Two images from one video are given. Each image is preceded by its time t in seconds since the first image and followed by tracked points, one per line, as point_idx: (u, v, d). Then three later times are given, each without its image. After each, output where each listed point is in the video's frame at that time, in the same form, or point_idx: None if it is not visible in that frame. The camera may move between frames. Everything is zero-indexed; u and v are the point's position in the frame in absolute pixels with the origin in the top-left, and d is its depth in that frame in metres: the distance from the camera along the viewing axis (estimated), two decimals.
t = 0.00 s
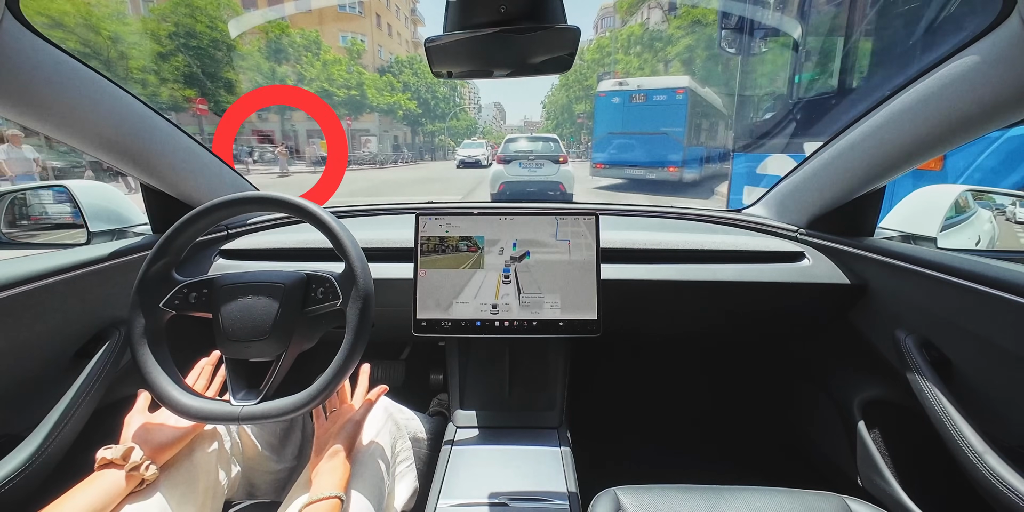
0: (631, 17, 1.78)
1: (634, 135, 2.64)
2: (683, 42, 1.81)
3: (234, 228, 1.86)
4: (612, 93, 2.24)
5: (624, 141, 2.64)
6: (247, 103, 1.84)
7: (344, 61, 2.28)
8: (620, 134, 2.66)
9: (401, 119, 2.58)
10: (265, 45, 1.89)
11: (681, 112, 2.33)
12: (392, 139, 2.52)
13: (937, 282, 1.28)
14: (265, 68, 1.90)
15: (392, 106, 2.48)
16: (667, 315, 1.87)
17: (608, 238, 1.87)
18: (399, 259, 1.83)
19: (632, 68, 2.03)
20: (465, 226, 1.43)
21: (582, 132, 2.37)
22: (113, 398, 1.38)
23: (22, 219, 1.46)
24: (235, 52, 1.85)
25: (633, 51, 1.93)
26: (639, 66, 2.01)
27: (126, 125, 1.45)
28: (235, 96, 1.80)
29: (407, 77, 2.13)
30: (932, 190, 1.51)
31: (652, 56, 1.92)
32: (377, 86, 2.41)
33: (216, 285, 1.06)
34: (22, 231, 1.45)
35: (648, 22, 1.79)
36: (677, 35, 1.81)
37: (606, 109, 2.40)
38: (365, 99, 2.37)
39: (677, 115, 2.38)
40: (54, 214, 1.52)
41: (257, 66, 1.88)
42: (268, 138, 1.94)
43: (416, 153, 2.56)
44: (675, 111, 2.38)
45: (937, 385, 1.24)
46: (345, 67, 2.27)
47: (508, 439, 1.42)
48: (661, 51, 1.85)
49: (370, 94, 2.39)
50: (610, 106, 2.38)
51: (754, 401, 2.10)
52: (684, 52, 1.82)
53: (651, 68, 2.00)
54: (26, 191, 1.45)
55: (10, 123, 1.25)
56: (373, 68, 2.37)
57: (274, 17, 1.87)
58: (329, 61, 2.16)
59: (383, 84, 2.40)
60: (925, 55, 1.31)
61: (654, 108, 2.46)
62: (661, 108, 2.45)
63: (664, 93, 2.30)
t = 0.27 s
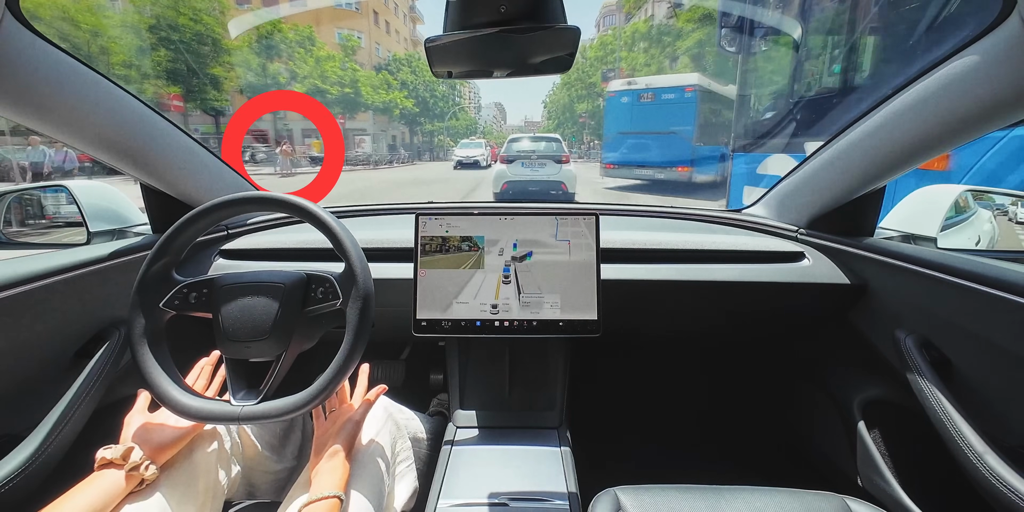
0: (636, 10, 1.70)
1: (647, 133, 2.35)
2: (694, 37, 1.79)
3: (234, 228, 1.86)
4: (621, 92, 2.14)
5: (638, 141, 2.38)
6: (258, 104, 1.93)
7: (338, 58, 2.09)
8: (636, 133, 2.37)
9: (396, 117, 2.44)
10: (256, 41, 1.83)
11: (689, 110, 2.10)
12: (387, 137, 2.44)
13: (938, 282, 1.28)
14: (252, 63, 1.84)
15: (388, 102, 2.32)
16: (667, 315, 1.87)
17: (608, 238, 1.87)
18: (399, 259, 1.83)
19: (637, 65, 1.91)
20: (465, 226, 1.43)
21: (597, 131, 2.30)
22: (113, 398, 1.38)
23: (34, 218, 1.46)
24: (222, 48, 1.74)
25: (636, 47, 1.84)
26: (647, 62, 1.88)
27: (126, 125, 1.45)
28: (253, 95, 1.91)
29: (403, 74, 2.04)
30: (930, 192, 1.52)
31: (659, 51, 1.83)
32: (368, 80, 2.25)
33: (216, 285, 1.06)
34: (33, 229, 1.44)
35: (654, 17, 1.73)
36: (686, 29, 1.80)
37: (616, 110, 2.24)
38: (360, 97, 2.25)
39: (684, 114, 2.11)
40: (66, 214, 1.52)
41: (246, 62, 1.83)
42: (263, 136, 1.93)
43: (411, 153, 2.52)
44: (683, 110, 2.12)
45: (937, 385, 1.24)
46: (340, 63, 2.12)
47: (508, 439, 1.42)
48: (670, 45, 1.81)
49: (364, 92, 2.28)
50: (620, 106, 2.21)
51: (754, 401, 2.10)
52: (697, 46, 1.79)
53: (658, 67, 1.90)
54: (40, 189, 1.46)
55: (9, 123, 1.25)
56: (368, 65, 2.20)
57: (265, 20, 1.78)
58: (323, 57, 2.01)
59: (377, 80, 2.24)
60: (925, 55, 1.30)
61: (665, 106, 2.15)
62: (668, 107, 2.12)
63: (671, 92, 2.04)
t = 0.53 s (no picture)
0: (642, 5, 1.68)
1: (666, 134, 2.12)
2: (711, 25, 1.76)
3: (234, 228, 1.86)
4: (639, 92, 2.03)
5: (657, 141, 2.17)
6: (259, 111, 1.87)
7: (331, 54, 1.95)
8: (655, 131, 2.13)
9: (394, 116, 2.35)
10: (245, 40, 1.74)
11: (706, 109, 1.97)
12: (383, 137, 2.34)
13: (937, 282, 1.28)
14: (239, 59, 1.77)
15: (385, 101, 2.22)
16: (667, 315, 1.87)
17: (608, 238, 1.87)
18: (399, 259, 1.83)
19: (646, 61, 1.89)
20: (465, 226, 1.43)
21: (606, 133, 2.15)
22: (113, 397, 1.38)
23: (45, 218, 1.46)
24: (203, 42, 1.63)
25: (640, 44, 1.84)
26: (654, 58, 1.88)
27: (126, 125, 1.45)
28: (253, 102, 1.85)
29: (400, 72, 2.02)
30: (931, 192, 1.51)
31: (669, 45, 1.82)
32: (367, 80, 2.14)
33: (216, 285, 1.06)
34: (45, 229, 1.45)
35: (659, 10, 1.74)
36: (698, 22, 1.78)
37: (631, 111, 2.07)
38: (353, 94, 2.13)
39: (702, 112, 1.97)
40: (75, 212, 1.53)
41: (230, 55, 1.74)
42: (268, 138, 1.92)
43: (410, 153, 2.46)
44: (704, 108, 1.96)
45: (937, 385, 1.24)
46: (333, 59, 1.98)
47: (508, 439, 1.42)
48: (681, 39, 1.79)
49: (358, 90, 2.15)
50: (635, 107, 2.06)
51: (754, 401, 2.10)
52: (713, 37, 1.77)
53: (666, 63, 1.89)
54: (47, 191, 1.47)
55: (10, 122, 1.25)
56: (364, 63, 2.08)
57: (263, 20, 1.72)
58: (315, 54, 1.88)
59: (372, 78, 2.12)
60: (925, 55, 1.31)
61: (683, 106, 2.00)
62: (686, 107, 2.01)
63: (686, 90, 1.97)
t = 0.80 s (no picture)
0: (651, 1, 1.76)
1: (689, 133, 1.99)
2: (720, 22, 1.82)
3: (234, 228, 1.86)
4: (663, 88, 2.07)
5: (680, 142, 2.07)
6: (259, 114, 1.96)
7: (322, 49, 2.03)
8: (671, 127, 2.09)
9: (389, 115, 2.32)
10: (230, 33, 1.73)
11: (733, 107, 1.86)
12: (377, 136, 2.31)
13: (937, 282, 1.28)
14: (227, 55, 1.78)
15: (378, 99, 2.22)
16: (667, 315, 1.87)
17: (608, 238, 1.87)
18: (399, 259, 1.83)
19: (654, 56, 1.97)
20: (465, 226, 1.43)
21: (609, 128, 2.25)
22: (113, 397, 1.38)
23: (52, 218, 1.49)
24: (182, 35, 1.58)
25: (652, 34, 1.90)
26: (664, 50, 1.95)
27: (126, 125, 1.45)
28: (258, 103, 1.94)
29: (395, 69, 2.06)
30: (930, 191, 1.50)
31: (680, 39, 1.91)
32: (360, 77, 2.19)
33: (217, 284, 1.06)
34: (52, 229, 1.48)
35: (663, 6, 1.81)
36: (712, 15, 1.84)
37: (657, 109, 2.10)
38: (345, 91, 2.14)
39: (730, 109, 1.86)
40: (75, 212, 1.53)
41: (214, 51, 1.74)
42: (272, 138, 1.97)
43: (409, 154, 2.50)
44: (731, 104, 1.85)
45: (937, 385, 1.24)
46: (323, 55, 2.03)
47: (508, 439, 1.42)
48: (692, 32, 1.90)
49: (350, 86, 2.16)
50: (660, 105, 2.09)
51: (754, 401, 2.10)
52: (725, 31, 1.81)
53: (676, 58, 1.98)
54: (51, 191, 1.48)
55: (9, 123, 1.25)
56: (359, 59, 2.17)
57: (255, 22, 1.76)
58: (304, 48, 1.97)
59: (366, 74, 2.20)
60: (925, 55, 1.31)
61: (708, 103, 1.91)
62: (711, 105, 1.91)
63: (712, 87, 1.92)
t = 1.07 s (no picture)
0: None
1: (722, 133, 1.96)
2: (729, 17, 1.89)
3: (234, 228, 1.87)
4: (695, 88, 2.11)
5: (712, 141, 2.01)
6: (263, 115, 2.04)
7: (313, 45, 2.11)
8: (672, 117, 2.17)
9: (383, 113, 2.41)
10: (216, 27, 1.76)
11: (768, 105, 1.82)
12: (372, 136, 2.36)
13: (937, 282, 1.28)
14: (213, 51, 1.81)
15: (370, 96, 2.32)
16: (667, 315, 1.87)
17: (608, 238, 1.87)
18: (399, 259, 1.83)
19: (663, 50, 2.14)
20: (465, 226, 1.43)
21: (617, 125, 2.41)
22: (113, 397, 1.38)
23: (59, 217, 1.49)
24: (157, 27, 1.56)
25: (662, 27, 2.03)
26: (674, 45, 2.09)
27: (127, 125, 1.45)
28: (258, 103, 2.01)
29: (393, 67, 2.16)
30: (931, 191, 1.50)
31: (691, 33, 2.00)
32: (353, 74, 2.26)
33: (218, 282, 1.06)
34: (59, 228, 1.48)
35: (669, 6, 1.91)
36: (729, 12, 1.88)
37: (689, 107, 2.10)
38: (336, 89, 2.24)
39: (763, 108, 1.83)
40: (76, 212, 1.53)
41: (195, 45, 1.72)
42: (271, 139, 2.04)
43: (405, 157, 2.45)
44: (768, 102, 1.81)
45: (937, 385, 1.24)
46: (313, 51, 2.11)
47: (509, 439, 1.42)
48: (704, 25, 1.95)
49: (342, 84, 2.24)
50: (693, 102, 2.09)
51: (754, 401, 2.10)
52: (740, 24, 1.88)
53: (683, 55, 2.12)
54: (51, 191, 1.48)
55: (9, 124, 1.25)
56: (353, 56, 2.22)
57: (253, 23, 1.83)
58: (292, 42, 2.01)
59: (359, 71, 2.27)
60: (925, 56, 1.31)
61: (745, 100, 1.88)
62: (748, 101, 1.87)
63: (749, 83, 1.89)
